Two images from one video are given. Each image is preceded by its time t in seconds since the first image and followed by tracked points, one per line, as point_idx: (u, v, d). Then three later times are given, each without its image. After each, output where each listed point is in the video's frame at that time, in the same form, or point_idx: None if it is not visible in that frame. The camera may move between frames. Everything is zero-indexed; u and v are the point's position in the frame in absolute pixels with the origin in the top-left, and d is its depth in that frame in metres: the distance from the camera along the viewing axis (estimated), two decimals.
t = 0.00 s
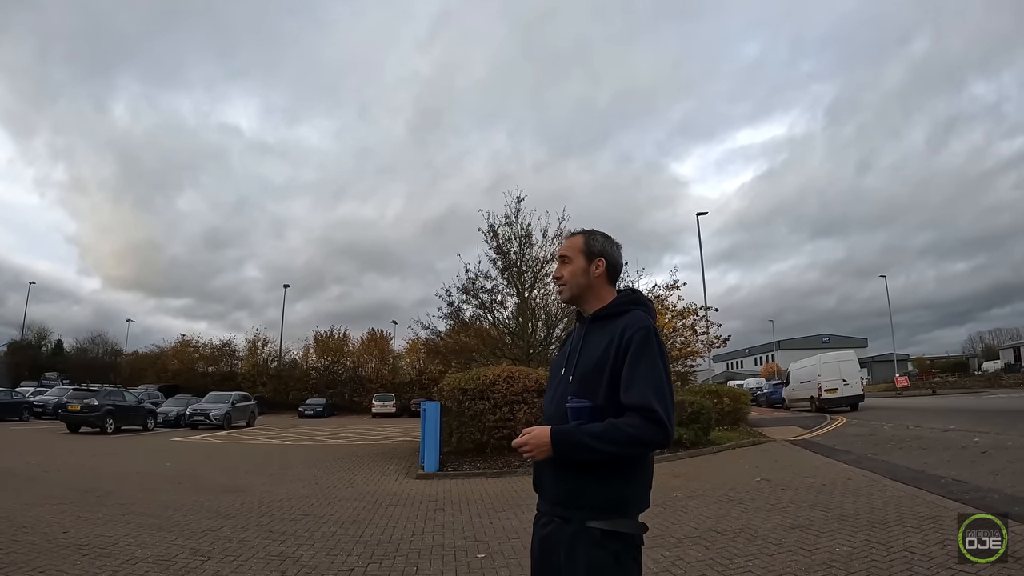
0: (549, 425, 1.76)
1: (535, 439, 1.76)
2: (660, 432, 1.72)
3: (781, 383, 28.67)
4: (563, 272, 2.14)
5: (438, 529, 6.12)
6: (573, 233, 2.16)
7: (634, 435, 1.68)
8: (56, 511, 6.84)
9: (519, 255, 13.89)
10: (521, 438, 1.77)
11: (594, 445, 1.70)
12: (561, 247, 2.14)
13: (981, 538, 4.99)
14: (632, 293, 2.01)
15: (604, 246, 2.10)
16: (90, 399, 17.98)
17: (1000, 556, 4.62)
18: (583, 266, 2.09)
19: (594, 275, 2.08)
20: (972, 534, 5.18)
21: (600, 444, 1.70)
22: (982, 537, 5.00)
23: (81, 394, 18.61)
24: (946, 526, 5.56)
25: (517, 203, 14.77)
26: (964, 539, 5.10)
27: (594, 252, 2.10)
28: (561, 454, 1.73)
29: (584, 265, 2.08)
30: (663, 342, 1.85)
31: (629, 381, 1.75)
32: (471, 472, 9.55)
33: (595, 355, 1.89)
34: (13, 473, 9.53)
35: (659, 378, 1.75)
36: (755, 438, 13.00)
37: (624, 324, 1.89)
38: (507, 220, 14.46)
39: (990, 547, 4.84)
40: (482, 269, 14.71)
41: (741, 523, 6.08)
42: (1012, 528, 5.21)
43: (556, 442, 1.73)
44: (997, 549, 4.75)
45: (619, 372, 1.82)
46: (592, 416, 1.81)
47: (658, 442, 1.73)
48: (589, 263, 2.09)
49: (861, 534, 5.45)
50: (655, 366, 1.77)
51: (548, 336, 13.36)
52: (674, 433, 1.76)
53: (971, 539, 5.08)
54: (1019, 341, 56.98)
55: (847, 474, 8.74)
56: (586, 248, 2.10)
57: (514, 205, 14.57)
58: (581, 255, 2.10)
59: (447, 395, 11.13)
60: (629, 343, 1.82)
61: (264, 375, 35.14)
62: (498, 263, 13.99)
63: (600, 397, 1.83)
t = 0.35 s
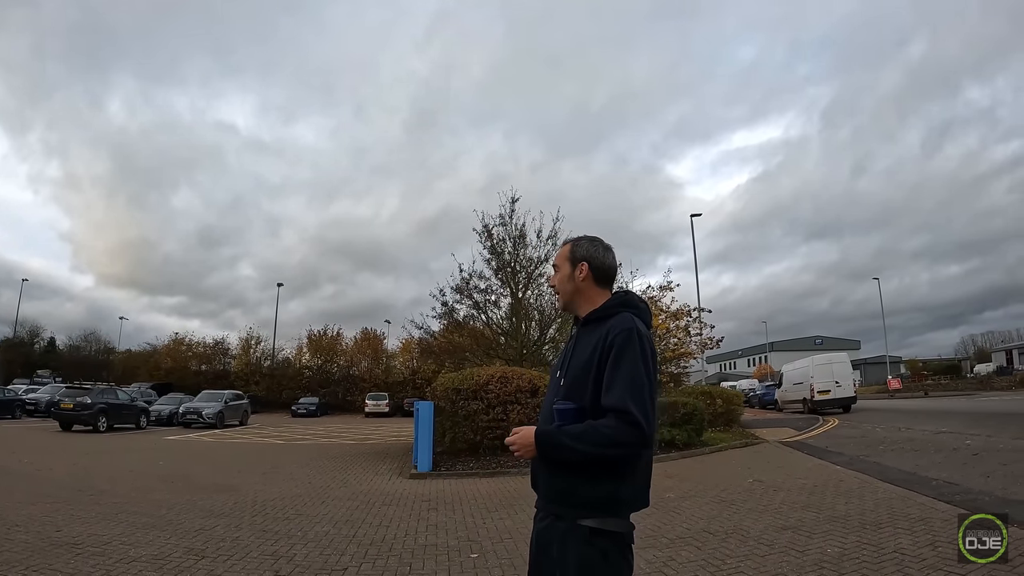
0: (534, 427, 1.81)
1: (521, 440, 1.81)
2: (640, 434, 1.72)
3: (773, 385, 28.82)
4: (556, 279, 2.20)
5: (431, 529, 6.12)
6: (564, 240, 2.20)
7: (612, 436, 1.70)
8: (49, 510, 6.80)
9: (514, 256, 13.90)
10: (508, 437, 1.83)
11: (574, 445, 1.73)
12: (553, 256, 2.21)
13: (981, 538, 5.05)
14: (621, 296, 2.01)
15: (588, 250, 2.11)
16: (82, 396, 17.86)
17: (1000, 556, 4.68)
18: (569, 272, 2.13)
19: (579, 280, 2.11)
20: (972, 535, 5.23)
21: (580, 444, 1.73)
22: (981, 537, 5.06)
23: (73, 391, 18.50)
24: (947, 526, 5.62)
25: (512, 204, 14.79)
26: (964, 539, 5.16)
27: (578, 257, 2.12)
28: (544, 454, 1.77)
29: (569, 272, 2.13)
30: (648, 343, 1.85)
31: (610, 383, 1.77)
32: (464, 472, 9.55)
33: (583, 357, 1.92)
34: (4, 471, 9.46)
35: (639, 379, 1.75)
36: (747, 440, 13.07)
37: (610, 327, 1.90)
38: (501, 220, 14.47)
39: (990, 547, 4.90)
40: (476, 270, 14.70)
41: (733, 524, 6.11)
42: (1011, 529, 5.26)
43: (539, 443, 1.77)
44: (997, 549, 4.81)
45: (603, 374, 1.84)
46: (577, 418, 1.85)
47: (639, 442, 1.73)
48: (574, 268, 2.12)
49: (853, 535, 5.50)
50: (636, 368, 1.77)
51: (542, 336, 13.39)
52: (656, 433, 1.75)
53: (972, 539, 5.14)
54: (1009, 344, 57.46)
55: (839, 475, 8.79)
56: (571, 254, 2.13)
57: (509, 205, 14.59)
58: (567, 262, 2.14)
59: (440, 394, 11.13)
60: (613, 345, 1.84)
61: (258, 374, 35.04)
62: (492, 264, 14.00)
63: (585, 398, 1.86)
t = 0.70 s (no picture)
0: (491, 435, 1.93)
1: (480, 446, 1.95)
2: (580, 443, 1.76)
3: (761, 385, 29.06)
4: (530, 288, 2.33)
5: (415, 532, 6.14)
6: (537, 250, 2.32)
7: (551, 445, 1.77)
8: (33, 511, 6.76)
9: (501, 256, 13.94)
10: (474, 442, 1.98)
11: (520, 452, 1.83)
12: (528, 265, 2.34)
13: (981, 538, 5.15)
14: (581, 304, 2.05)
15: (550, 259, 2.19)
16: (69, 396, 17.71)
17: (1000, 556, 4.79)
18: (536, 281, 2.24)
19: (542, 288, 2.20)
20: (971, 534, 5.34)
21: (525, 452, 1.82)
22: (982, 537, 5.16)
23: (59, 391, 18.32)
24: (951, 527, 5.73)
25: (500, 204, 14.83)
26: (965, 539, 5.27)
27: (542, 266, 2.21)
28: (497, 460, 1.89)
29: (535, 280, 2.24)
30: (598, 351, 1.87)
31: (555, 392, 1.84)
32: (449, 473, 9.57)
33: (542, 366, 2.00)
34: None
35: (580, 389, 1.80)
36: (735, 441, 13.19)
37: (563, 335, 1.96)
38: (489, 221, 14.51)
39: (990, 547, 5.00)
40: (464, 270, 14.72)
41: (715, 527, 6.17)
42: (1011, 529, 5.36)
43: (492, 448, 1.89)
44: (998, 549, 4.91)
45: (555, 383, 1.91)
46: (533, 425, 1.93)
47: (580, 451, 1.77)
48: (539, 277, 2.22)
49: (835, 539, 5.58)
50: (578, 377, 1.82)
51: (530, 337, 13.44)
52: (600, 443, 1.78)
53: (972, 539, 5.24)
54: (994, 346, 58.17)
55: (824, 477, 8.90)
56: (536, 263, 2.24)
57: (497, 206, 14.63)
58: (534, 272, 2.26)
59: (426, 395, 11.15)
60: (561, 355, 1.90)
61: (246, 373, 34.86)
62: (479, 264, 14.03)
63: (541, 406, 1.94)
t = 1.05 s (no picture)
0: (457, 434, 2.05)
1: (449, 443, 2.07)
2: (528, 444, 1.82)
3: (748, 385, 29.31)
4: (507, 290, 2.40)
5: (399, 531, 6.16)
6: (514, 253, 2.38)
7: (499, 444, 1.86)
8: (17, 509, 6.72)
9: (488, 254, 13.97)
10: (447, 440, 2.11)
11: (475, 450, 1.92)
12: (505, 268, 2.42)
13: (982, 538, 5.24)
14: (547, 305, 2.12)
15: (525, 261, 2.26)
16: (54, 393, 17.54)
17: (1000, 556, 4.87)
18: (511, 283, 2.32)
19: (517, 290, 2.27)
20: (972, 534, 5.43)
21: (480, 450, 1.91)
22: (982, 537, 5.25)
23: (43, 388, 18.13)
24: (952, 527, 5.82)
25: (487, 203, 14.86)
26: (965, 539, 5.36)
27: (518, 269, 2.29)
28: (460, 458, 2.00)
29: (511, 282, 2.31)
30: (552, 353, 1.93)
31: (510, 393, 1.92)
32: (435, 472, 9.60)
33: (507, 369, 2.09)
34: None
35: (529, 389, 1.86)
36: (720, 440, 13.32)
37: (524, 337, 2.04)
38: (476, 219, 14.54)
39: (990, 547, 5.10)
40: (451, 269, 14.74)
41: (698, 526, 6.25)
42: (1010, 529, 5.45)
43: (456, 447, 2.01)
44: (998, 549, 5.00)
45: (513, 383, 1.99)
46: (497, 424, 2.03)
47: (528, 451, 1.83)
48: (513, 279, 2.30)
49: (817, 539, 5.67)
50: (529, 378, 1.88)
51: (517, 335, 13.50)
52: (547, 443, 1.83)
53: (972, 539, 5.34)
54: (977, 348, 58.98)
55: (808, 477, 9.01)
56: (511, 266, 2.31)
57: (484, 205, 14.66)
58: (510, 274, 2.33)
59: (413, 394, 11.17)
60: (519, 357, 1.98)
61: (234, 371, 34.67)
62: (466, 263, 14.06)
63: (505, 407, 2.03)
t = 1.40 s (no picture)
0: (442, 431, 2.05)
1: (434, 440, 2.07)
2: (518, 441, 1.84)
3: (739, 383, 29.47)
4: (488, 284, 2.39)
5: (390, 528, 6.18)
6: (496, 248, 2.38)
7: (489, 441, 1.87)
8: (6, 506, 6.69)
9: (479, 252, 13.99)
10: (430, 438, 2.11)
11: (464, 447, 1.94)
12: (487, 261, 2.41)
13: (982, 538, 5.27)
14: (535, 302, 2.15)
15: (512, 257, 2.27)
16: (45, 390, 17.44)
17: (1000, 556, 4.90)
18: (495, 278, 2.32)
19: (503, 285, 2.28)
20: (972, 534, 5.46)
21: (469, 447, 1.92)
22: (982, 537, 5.28)
23: (33, 385, 18.01)
24: (951, 527, 5.84)
25: (479, 200, 14.88)
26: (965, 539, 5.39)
27: (504, 265, 2.29)
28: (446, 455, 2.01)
29: (496, 278, 2.31)
30: (542, 352, 1.96)
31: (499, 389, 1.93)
32: (426, 469, 9.61)
33: (493, 367, 2.11)
34: None
35: (520, 386, 1.89)
36: (711, 438, 13.41)
37: (513, 335, 2.06)
38: (468, 216, 14.54)
39: (990, 547, 5.13)
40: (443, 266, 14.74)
41: (687, 523, 6.31)
42: (1009, 529, 5.49)
43: (442, 444, 2.01)
44: (998, 549, 5.03)
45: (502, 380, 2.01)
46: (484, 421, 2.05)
47: (519, 448, 1.85)
48: (499, 275, 2.30)
49: (806, 536, 5.73)
50: (520, 375, 1.91)
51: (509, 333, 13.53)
52: (537, 441, 1.86)
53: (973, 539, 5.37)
54: (966, 346, 59.53)
55: (797, 475, 9.08)
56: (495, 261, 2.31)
57: (475, 202, 14.67)
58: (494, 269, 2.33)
59: (404, 390, 11.18)
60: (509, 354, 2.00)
61: (225, 368, 34.54)
62: (457, 260, 14.06)
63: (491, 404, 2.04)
